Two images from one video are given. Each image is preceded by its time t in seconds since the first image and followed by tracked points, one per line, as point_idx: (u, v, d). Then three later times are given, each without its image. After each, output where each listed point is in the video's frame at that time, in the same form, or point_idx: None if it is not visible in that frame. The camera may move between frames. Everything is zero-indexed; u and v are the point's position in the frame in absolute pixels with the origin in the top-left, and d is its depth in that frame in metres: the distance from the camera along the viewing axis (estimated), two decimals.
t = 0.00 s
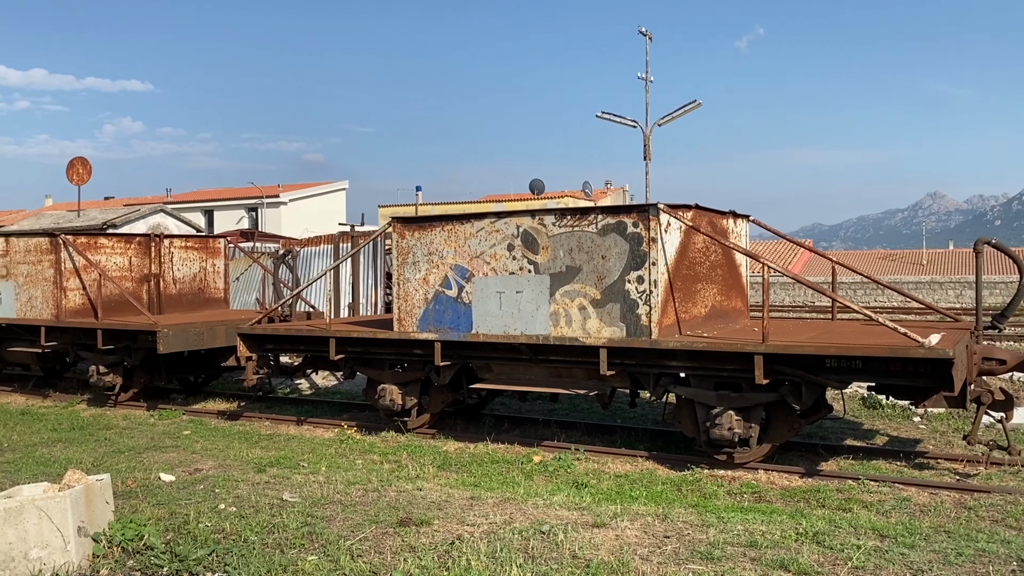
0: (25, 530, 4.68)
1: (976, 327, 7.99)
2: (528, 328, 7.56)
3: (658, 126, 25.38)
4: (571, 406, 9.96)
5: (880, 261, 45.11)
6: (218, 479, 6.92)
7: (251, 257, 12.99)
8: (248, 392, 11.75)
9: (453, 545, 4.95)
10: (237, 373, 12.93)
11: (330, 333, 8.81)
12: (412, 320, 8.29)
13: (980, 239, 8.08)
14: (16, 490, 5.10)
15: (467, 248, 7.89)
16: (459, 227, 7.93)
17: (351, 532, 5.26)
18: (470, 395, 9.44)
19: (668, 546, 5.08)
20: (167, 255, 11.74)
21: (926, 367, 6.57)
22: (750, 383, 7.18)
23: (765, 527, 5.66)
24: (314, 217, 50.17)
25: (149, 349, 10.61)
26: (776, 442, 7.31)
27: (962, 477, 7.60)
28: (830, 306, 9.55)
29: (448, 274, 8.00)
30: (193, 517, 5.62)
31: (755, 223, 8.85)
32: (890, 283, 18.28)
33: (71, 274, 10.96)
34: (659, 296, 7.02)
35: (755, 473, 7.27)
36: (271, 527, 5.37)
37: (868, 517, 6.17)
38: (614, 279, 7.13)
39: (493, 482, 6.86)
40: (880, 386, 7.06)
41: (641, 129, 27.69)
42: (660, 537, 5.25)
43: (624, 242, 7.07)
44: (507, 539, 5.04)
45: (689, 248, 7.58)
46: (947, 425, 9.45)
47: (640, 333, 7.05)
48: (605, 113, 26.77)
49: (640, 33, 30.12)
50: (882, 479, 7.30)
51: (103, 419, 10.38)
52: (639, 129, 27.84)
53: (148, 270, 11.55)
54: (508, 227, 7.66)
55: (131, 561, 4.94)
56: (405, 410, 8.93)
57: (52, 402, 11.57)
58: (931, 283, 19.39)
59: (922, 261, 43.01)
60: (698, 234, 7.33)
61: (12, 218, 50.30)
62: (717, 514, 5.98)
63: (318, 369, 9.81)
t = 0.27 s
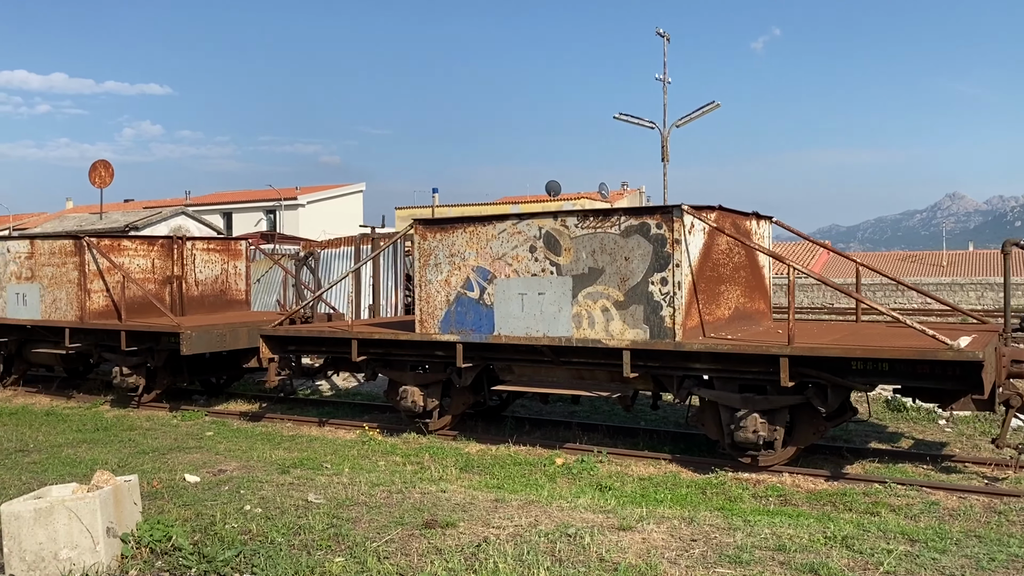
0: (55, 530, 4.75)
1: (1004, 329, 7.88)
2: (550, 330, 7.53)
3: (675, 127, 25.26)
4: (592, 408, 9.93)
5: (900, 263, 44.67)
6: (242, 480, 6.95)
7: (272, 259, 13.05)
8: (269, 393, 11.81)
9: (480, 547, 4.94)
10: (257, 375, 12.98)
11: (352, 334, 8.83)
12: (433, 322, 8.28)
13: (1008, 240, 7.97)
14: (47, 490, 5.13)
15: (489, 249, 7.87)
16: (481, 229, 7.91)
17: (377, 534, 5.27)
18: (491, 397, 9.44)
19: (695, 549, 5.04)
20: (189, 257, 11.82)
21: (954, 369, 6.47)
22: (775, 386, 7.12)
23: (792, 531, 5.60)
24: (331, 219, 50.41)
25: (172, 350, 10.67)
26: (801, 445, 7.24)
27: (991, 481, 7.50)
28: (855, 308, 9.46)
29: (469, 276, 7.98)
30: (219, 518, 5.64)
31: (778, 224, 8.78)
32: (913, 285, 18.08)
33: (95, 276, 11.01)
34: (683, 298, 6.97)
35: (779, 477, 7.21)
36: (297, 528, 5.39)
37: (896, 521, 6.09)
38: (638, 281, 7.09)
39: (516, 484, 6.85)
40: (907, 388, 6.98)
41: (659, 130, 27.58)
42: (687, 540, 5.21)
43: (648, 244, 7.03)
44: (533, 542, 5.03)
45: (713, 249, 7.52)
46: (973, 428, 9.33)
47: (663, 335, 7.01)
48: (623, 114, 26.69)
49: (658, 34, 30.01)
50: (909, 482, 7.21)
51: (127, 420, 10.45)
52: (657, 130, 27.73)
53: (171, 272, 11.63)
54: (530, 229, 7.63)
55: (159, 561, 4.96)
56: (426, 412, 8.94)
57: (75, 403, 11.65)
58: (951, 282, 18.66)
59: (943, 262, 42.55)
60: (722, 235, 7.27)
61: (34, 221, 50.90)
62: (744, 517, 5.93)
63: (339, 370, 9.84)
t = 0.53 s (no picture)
0: (83, 531, 4.78)
1: None
2: (572, 332, 7.50)
3: (694, 128, 25.13)
4: (612, 411, 9.88)
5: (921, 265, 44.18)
6: (266, 482, 6.97)
7: (292, 260, 13.10)
8: (289, 394, 11.86)
9: (505, 551, 4.91)
10: (278, 376, 13.02)
11: (374, 336, 8.84)
12: (455, 323, 8.27)
13: None
14: (74, 491, 5.14)
15: (511, 251, 7.85)
16: (503, 230, 7.89)
17: (402, 536, 5.25)
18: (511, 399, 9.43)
19: (723, 554, 4.99)
20: (210, 259, 11.89)
21: (984, 373, 6.35)
22: (801, 389, 7.04)
23: (820, 535, 5.51)
24: (348, 221, 50.62)
25: (193, 352, 10.72)
26: (826, 449, 7.15)
27: (1021, 485, 7.36)
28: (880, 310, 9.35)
29: (491, 277, 7.96)
30: (244, 519, 5.65)
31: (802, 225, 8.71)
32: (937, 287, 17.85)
33: (118, 278, 11.01)
34: (708, 300, 6.92)
35: (805, 480, 7.13)
36: (322, 530, 5.39)
37: (926, 526, 5.97)
38: (661, 283, 7.04)
39: (540, 487, 6.82)
40: (936, 392, 6.87)
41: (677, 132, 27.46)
42: (714, 544, 5.16)
43: (671, 245, 6.98)
44: (559, 545, 4.99)
45: (737, 251, 7.47)
46: (1001, 432, 9.18)
47: (687, 337, 6.96)
48: (641, 116, 26.59)
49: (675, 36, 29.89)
50: (937, 487, 7.09)
51: (149, 421, 10.52)
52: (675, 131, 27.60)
53: (193, 274, 11.69)
54: (552, 230, 7.60)
55: (186, 563, 4.96)
56: (447, 414, 8.93)
57: (98, 404, 11.71)
58: (972, 284, 17.98)
59: (965, 264, 42.05)
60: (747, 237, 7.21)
61: (55, 224, 51.50)
62: (770, 521, 5.86)
63: (360, 372, 9.86)
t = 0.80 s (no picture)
0: (107, 533, 4.77)
1: None
2: (595, 334, 7.44)
3: (712, 129, 24.96)
4: (633, 414, 9.82)
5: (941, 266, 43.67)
6: (287, 484, 6.96)
7: (311, 262, 13.12)
8: (309, 396, 11.88)
9: (531, 555, 4.86)
10: (296, 377, 13.04)
11: (394, 338, 8.82)
12: (476, 325, 8.23)
13: None
14: (98, 493, 5.14)
15: (533, 253, 7.80)
16: (525, 232, 7.85)
17: (426, 540, 5.22)
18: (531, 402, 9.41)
19: (752, 560, 4.90)
20: (229, 260, 11.91)
21: (1015, 377, 6.18)
22: (827, 393, 6.94)
23: (850, 541, 5.41)
24: (364, 223, 50.78)
25: (213, 353, 10.74)
26: (852, 453, 7.03)
27: None
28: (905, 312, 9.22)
29: (513, 279, 7.92)
30: (267, 522, 5.63)
31: (826, 227, 8.61)
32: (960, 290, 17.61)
33: (138, 279, 11.01)
34: (732, 303, 6.84)
35: (830, 485, 7.02)
36: (345, 534, 5.36)
37: (957, 532, 5.86)
38: (685, 285, 6.98)
39: (562, 491, 6.77)
40: (965, 395, 6.70)
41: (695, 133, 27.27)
42: (742, 550, 5.08)
43: (695, 247, 6.91)
44: (585, 550, 4.94)
45: (761, 253, 7.39)
46: None
47: (712, 340, 6.88)
48: (658, 118, 26.48)
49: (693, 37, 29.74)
50: (966, 492, 6.96)
51: (170, 422, 10.55)
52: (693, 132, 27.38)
53: (212, 275, 11.69)
54: (574, 232, 7.54)
55: (210, 566, 4.94)
56: (468, 416, 8.90)
57: (118, 405, 11.75)
58: (997, 285, 17.73)
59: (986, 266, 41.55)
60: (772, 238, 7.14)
61: (75, 226, 52.00)
62: (798, 527, 5.76)
63: (380, 374, 9.85)
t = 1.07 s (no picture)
0: (132, 533, 4.73)
1: None
2: (617, 334, 7.34)
3: (729, 128, 24.77)
4: (653, 414, 9.74)
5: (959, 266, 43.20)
6: (309, 484, 6.92)
7: (328, 261, 13.11)
8: (326, 395, 11.86)
9: (558, 558, 4.78)
10: (313, 377, 13.03)
11: (414, 337, 8.77)
12: (496, 325, 8.14)
13: None
14: (122, 492, 5.10)
15: (554, 251, 7.70)
16: (545, 231, 7.76)
17: (451, 541, 5.16)
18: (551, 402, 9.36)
19: (783, 563, 4.81)
20: (247, 260, 11.91)
21: None
22: (854, 393, 6.82)
23: (882, 544, 5.29)
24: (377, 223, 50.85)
25: (231, 352, 10.74)
26: (880, 454, 6.86)
27: None
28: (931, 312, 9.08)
29: (533, 278, 7.83)
30: (291, 522, 5.59)
31: (851, 225, 8.50)
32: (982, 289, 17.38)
33: (156, 278, 11.01)
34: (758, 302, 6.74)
35: (857, 487, 6.89)
36: (369, 534, 5.31)
37: (991, 536, 5.72)
38: (710, 284, 6.88)
39: (585, 492, 6.69)
40: (997, 396, 6.54)
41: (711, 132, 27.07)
42: (772, 553, 4.98)
43: (720, 246, 6.82)
44: (613, 552, 4.86)
45: (787, 252, 7.29)
46: None
47: (737, 340, 6.79)
48: (674, 117, 26.33)
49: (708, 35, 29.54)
50: (998, 494, 6.77)
51: (188, 421, 10.55)
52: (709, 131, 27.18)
53: (230, 274, 11.70)
54: (596, 230, 7.45)
55: (234, 567, 4.90)
56: (487, 416, 8.83)
57: (137, 404, 11.76)
58: (1019, 285, 17.50)
59: (1005, 266, 41.11)
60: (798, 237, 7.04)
61: (91, 226, 52.38)
62: (828, 530, 5.65)
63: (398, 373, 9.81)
